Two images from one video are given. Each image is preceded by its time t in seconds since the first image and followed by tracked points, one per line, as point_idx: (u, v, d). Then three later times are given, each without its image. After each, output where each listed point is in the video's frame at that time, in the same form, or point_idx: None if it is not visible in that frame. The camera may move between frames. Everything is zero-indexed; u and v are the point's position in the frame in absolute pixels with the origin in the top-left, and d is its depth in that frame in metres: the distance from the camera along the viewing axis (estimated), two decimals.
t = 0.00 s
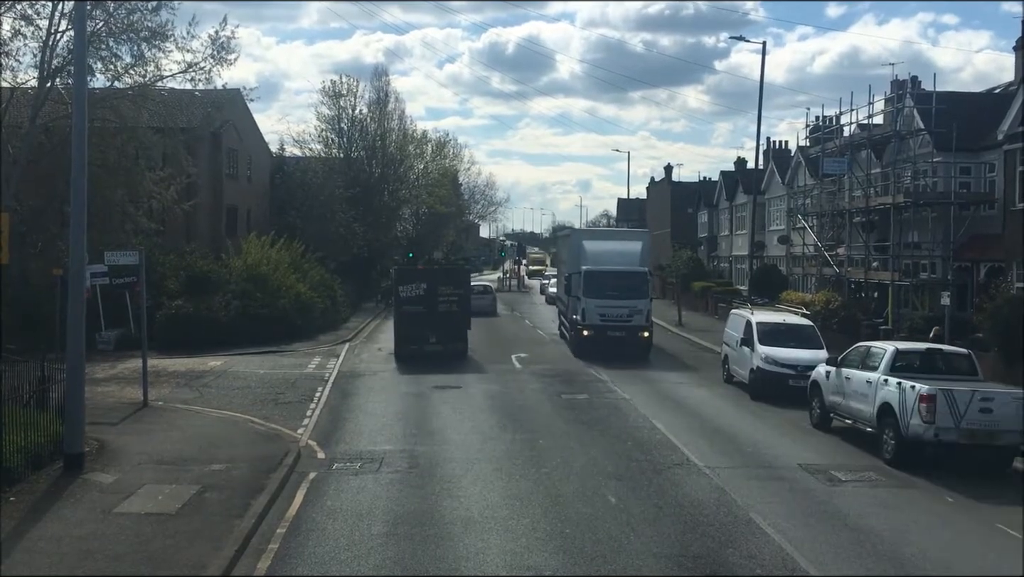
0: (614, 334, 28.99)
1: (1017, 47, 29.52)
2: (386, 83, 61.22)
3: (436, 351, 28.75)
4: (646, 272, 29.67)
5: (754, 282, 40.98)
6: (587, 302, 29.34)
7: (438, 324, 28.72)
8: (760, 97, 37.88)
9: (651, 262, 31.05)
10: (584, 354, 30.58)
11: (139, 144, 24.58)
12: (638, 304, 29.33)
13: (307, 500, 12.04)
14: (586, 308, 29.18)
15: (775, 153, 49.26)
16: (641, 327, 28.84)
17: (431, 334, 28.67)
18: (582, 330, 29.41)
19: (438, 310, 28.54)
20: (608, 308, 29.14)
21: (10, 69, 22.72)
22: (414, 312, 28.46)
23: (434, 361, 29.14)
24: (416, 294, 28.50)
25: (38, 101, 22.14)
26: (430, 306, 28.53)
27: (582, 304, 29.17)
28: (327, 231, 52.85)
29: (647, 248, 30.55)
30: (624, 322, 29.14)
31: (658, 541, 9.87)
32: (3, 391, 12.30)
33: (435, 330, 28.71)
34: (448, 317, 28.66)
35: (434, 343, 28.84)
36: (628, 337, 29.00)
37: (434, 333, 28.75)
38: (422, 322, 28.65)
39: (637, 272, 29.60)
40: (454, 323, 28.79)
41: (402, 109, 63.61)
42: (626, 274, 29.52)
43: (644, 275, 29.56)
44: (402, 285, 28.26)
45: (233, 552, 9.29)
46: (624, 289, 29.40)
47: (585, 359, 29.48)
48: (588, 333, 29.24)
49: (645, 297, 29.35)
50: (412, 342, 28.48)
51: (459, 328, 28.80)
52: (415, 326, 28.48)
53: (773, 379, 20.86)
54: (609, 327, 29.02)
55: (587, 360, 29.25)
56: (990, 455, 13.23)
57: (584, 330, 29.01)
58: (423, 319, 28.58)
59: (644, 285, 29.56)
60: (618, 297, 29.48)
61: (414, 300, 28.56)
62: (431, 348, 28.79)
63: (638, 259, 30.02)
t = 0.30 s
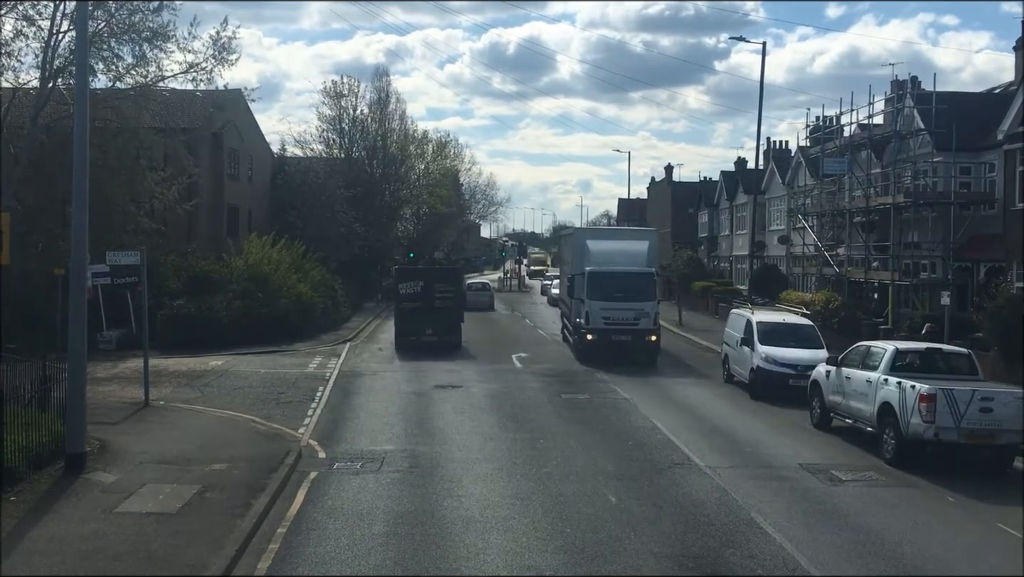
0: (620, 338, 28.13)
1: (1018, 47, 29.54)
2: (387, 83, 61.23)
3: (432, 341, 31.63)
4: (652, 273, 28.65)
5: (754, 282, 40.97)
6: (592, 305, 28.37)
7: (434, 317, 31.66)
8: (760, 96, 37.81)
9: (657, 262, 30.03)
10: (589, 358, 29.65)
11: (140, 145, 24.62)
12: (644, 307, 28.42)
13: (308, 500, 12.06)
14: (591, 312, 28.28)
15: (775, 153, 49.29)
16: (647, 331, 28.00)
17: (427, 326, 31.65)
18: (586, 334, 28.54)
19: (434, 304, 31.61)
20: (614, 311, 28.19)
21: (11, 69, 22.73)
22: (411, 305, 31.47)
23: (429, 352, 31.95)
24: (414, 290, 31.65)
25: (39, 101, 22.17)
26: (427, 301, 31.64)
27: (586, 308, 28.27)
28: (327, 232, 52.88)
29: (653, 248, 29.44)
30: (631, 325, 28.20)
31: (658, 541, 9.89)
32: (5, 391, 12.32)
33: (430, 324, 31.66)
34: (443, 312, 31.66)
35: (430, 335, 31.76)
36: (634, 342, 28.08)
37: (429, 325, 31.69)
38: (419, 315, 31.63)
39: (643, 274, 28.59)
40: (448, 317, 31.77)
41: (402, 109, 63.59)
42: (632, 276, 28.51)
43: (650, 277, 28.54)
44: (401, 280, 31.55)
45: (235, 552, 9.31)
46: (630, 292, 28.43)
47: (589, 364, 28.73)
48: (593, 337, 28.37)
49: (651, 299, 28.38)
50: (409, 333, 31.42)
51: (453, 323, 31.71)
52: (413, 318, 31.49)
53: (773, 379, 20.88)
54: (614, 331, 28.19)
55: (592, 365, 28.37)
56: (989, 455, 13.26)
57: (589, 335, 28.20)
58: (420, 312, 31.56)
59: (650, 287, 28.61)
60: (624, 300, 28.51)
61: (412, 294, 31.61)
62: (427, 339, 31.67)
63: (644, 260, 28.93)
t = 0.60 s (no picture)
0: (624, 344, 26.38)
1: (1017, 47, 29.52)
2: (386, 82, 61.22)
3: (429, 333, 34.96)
4: (658, 274, 26.88)
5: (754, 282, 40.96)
6: (595, 308, 26.61)
7: (431, 311, 35.02)
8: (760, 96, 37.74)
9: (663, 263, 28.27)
10: (593, 364, 27.90)
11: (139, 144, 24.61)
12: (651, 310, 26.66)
13: (307, 500, 12.05)
14: (593, 316, 26.56)
15: (775, 154, 49.31)
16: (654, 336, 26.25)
17: (425, 318, 34.98)
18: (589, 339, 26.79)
19: (430, 298, 35.00)
20: (618, 315, 26.43)
21: (10, 69, 22.70)
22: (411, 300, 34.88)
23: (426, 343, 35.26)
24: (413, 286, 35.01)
25: (38, 100, 22.15)
26: (424, 296, 35.03)
27: (588, 312, 26.57)
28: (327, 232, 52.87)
29: (660, 248, 27.64)
30: (636, 329, 26.46)
31: (658, 541, 9.87)
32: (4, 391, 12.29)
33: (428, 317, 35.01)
34: (439, 305, 35.03)
35: (427, 327, 35.11)
36: (640, 347, 26.34)
37: (427, 318, 35.01)
38: (417, 310, 35.02)
39: (648, 275, 26.80)
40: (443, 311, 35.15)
41: (402, 109, 63.59)
42: (638, 277, 26.80)
43: (657, 278, 26.77)
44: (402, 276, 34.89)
45: (234, 552, 9.29)
46: (635, 294, 26.66)
47: (592, 371, 26.95)
48: (596, 343, 26.60)
49: (658, 302, 26.62)
50: (408, 325, 34.75)
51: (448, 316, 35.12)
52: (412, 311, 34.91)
53: (773, 379, 20.87)
54: (619, 336, 26.44)
55: (596, 372, 26.64)
56: (990, 455, 13.24)
57: (592, 340, 26.45)
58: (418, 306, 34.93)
59: (657, 289, 26.84)
60: (628, 303, 26.76)
61: (411, 290, 34.94)
62: (425, 331, 35.02)
63: (650, 261, 27.13)
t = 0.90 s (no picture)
0: (631, 348, 24.83)
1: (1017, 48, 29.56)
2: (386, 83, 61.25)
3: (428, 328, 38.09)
4: (667, 275, 25.37)
5: (754, 282, 40.98)
6: (600, 311, 25.10)
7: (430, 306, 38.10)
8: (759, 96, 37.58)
9: (671, 264, 26.77)
10: (597, 371, 26.32)
11: (140, 144, 24.64)
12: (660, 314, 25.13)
13: (308, 500, 12.08)
14: (599, 318, 25.02)
15: (775, 154, 49.35)
16: (663, 340, 24.75)
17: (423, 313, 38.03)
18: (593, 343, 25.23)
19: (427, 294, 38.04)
20: (625, 318, 24.91)
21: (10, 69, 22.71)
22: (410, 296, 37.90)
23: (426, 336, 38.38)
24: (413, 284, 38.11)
25: (39, 100, 22.16)
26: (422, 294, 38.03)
27: (594, 314, 25.05)
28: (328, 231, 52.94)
29: (667, 247, 26.14)
30: (644, 333, 24.92)
31: (658, 541, 9.90)
32: (5, 392, 12.31)
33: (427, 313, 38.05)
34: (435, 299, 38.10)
35: (426, 320, 38.23)
36: (648, 352, 24.83)
37: (426, 312, 38.11)
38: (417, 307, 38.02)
39: (656, 275, 25.29)
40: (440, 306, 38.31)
41: (402, 109, 63.61)
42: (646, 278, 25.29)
43: (665, 279, 25.27)
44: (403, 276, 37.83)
45: (235, 552, 9.32)
46: (642, 296, 25.12)
47: (597, 377, 25.38)
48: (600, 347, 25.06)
49: (666, 304, 25.10)
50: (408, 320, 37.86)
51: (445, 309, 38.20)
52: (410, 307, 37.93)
53: (773, 379, 20.91)
54: (626, 340, 24.91)
55: (601, 379, 25.09)
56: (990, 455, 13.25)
57: (596, 344, 24.95)
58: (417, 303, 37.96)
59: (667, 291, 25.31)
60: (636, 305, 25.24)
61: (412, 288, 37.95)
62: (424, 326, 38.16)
63: (657, 261, 25.60)
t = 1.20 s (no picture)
0: (638, 356, 23.08)
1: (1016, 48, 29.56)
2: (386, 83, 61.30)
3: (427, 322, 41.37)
4: (676, 277, 23.47)
5: (754, 282, 41.00)
6: (605, 316, 23.27)
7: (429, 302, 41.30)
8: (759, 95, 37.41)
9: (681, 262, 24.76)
10: (604, 379, 24.58)
11: (139, 144, 24.66)
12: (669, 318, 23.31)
13: (308, 500, 12.08)
14: (602, 324, 23.24)
15: (775, 154, 49.39)
16: (673, 348, 23.00)
17: (421, 308, 41.25)
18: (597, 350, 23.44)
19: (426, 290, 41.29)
20: (632, 324, 23.10)
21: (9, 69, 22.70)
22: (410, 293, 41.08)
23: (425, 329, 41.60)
24: (414, 282, 41.33)
25: (37, 99, 22.15)
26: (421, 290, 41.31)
27: (598, 319, 23.26)
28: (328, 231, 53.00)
29: (678, 247, 24.11)
30: (652, 340, 23.14)
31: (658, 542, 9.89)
32: (5, 392, 12.31)
33: (425, 308, 41.37)
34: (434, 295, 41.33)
35: (425, 315, 41.43)
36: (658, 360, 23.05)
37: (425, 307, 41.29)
38: (417, 302, 41.22)
39: (665, 278, 23.41)
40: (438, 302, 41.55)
41: (402, 109, 63.66)
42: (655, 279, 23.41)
43: (675, 282, 23.36)
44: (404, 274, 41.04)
45: (235, 553, 9.31)
46: (651, 300, 23.26)
47: (601, 386, 23.68)
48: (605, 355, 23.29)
49: (677, 308, 23.27)
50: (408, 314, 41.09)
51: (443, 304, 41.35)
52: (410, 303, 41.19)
53: (773, 379, 20.89)
54: (632, 347, 23.14)
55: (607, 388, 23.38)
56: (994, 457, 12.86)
57: (600, 352, 23.19)
58: (417, 299, 41.19)
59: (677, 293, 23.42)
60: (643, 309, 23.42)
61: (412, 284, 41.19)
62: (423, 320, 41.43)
63: (667, 262, 23.66)
